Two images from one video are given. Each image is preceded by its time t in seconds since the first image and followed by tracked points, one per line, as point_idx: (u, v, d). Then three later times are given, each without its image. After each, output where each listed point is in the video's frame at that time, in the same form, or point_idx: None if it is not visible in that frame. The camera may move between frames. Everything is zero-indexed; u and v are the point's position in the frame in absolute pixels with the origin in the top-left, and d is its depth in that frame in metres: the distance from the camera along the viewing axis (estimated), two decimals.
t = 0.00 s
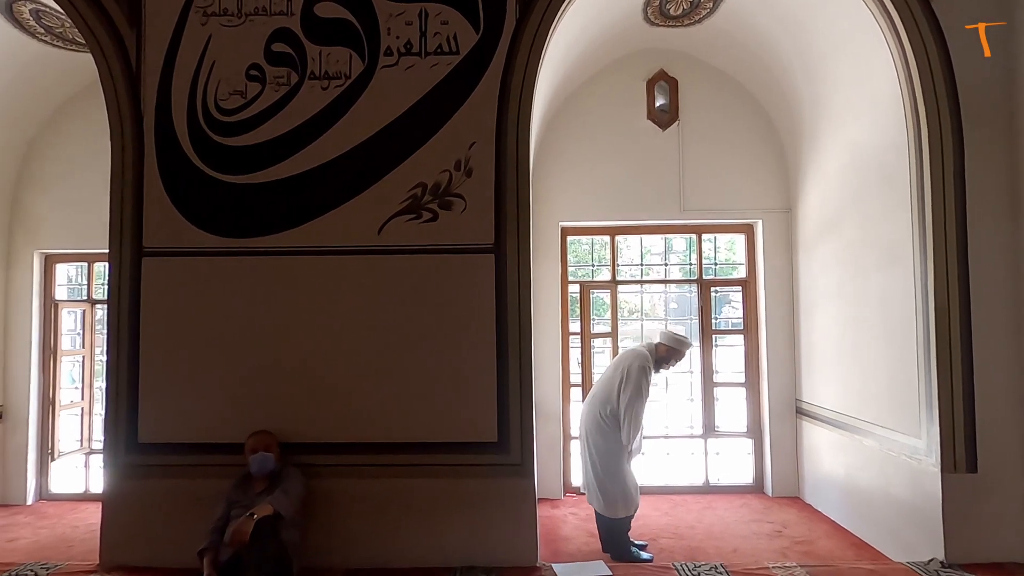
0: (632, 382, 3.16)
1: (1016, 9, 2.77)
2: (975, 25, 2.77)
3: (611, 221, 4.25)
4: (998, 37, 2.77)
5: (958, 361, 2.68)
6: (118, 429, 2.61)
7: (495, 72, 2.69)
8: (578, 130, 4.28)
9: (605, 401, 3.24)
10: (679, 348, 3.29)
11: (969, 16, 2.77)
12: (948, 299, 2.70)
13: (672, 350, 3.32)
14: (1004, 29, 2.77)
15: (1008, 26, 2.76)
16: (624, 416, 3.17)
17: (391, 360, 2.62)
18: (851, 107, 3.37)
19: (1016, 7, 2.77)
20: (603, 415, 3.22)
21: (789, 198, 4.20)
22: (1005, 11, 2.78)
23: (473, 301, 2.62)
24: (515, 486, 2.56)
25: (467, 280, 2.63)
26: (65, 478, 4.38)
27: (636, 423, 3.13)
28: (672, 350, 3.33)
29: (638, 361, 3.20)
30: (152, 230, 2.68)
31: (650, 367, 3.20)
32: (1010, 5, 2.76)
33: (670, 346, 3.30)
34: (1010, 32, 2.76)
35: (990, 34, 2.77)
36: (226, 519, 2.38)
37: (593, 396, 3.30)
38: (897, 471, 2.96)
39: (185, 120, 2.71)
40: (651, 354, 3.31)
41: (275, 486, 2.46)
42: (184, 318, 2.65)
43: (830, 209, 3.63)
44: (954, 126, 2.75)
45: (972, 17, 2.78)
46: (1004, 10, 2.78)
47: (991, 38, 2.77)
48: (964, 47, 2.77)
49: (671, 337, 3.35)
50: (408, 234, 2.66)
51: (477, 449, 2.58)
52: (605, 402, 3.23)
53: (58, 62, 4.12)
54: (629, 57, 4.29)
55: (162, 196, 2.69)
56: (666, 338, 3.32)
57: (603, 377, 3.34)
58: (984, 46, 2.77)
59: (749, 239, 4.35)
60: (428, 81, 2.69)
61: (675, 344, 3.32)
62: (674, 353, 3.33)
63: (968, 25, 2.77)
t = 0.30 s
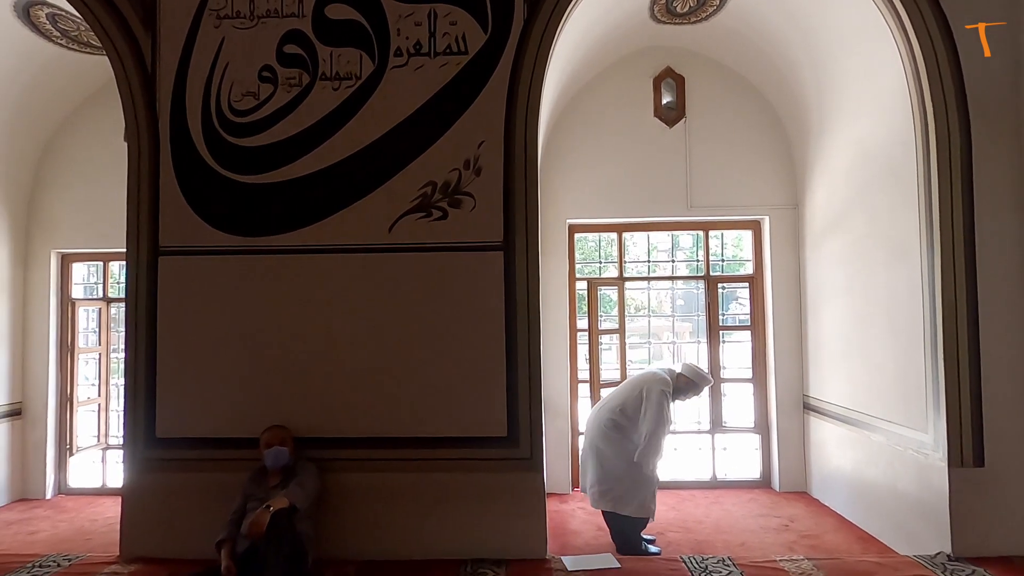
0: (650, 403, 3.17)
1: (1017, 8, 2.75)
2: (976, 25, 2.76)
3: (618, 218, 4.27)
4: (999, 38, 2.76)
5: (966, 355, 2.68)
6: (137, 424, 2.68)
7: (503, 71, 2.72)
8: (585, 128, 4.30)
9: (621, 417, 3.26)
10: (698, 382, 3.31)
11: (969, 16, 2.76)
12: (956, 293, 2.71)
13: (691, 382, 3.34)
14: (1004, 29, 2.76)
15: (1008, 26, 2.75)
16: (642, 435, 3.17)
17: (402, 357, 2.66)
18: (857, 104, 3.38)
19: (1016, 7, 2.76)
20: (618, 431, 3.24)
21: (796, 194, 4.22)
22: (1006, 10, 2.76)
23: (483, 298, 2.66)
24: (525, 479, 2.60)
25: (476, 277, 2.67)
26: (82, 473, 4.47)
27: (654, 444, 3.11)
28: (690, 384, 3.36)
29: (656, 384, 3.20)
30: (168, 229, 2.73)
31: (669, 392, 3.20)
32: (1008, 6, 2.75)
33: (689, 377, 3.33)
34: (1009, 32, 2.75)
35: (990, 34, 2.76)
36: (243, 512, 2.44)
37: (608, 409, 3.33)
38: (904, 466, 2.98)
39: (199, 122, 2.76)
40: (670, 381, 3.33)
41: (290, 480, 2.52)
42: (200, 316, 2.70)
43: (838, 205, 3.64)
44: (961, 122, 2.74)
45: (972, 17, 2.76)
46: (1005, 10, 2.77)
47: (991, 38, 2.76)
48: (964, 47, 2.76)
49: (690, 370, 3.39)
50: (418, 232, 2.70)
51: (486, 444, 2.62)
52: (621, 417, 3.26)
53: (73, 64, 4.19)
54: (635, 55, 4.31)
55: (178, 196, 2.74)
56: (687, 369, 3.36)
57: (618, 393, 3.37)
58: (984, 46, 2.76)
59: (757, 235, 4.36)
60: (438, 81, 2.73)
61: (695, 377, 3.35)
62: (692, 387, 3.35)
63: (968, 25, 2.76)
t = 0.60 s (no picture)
0: (669, 423, 3.26)
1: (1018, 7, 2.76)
2: (975, 25, 2.78)
3: (623, 217, 4.30)
4: (998, 37, 2.77)
5: (969, 353, 2.70)
6: (151, 421, 2.75)
7: (508, 72, 2.75)
8: (590, 128, 4.33)
9: (638, 439, 3.29)
10: (708, 403, 3.36)
11: (968, 16, 2.78)
12: (959, 290, 2.72)
13: (701, 404, 3.40)
14: (1004, 29, 2.77)
15: (1008, 26, 2.76)
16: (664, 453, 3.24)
17: (410, 355, 2.70)
18: (862, 102, 3.39)
19: (1017, 7, 2.78)
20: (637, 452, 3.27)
21: (801, 193, 4.23)
22: (1006, 10, 2.77)
23: (489, 297, 2.70)
24: (530, 475, 2.64)
25: (483, 275, 2.71)
26: (95, 470, 4.53)
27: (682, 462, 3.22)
28: (701, 405, 3.41)
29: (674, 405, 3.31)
30: (180, 230, 2.79)
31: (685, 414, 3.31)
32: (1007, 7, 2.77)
33: (699, 399, 3.38)
34: (1009, 32, 2.76)
35: (990, 34, 2.77)
36: (255, 507, 2.49)
37: (622, 433, 3.33)
38: (908, 462, 3.00)
39: (210, 124, 2.81)
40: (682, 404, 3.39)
41: (300, 475, 2.56)
42: (212, 315, 2.76)
43: (842, 203, 3.65)
44: (964, 120, 2.76)
45: (972, 17, 2.78)
46: (1006, 10, 2.78)
47: (992, 38, 2.77)
48: (965, 46, 2.77)
49: (701, 390, 3.44)
50: (425, 232, 2.74)
51: (493, 440, 2.66)
52: (638, 439, 3.29)
53: (85, 67, 4.25)
54: (640, 54, 4.33)
55: (189, 197, 2.79)
56: (697, 391, 3.40)
57: (627, 415, 3.41)
58: (984, 46, 2.77)
59: (761, 234, 4.38)
60: (444, 83, 2.77)
61: (705, 398, 3.39)
62: (703, 409, 3.40)
63: (969, 25, 2.78)
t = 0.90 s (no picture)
0: (676, 437, 3.32)
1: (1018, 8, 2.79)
2: (975, 25, 2.80)
3: (626, 218, 4.34)
4: (998, 37, 2.79)
5: (969, 352, 2.72)
6: (163, 418, 2.82)
7: (512, 76, 2.80)
8: (593, 129, 4.38)
9: (647, 455, 3.32)
10: (711, 417, 3.44)
11: (969, 16, 2.80)
12: (959, 290, 2.75)
13: (706, 421, 3.48)
14: (1004, 29, 2.80)
15: (1008, 26, 2.79)
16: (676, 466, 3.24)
17: (416, 354, 2.76)
18: (863, 103, 3.43)
19: (1017, 8, 2.80)
20: (648, 468, 3.27)
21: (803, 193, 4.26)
22: (1006, 10, 2.80)
23: (493, 297, 2.75)
24: (534, 472, 2.69)
25: (487, 275, 2.76)
26: (106, 467, 4.61)
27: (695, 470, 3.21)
28: (706, 421, 3.49)
29: (677, 421, 3.43)
30: (192, 232, 2.85)
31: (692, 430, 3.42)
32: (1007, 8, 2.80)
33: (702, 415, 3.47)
34: (1009, 32, 2.79)
35: (989, 34, 2.80)
36: (264, 503, 2.54)
37: (630, 454, 3.38)
38: (910, 461, 3.02)
39: (221, 128, 2.87)
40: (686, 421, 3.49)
41: (309, 471, 2.62)
42: (223, 315, 2.83)
43: (844, 203, 3.68)
44: (964, 121, 2.78)
45: (972, 17, 2.81)
46: (1007, 9, 2.81)
47: (992, 37, 2.79)
48: (965, 47, 2.80)
49: (705, 407, 3.52)
50: (431, 233, 2.79)
51: (498, 438, 2.71)
52: (647, 456, 3.31)
53: (97, 71, 4.32)
54: (643, 56, 4.37)
55: (200, 200, 2.86)
56: (700, 407, 3.50)
57: (633, 439, 3.48)
58: (984, 46, 2.79)
59: (764, 233, 4.42)
60: (450, 86, 2.82)
61: (709, 414, 3.48)
62: (708, 424, 3.49)
63: (969, 25, 2.81)
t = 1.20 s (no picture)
0: (675, 445, 3.35)
1: (1017, 8, 2.83)
2: (975, 25, 2.84)
3: (625, 218, 4.40)
4: (997, 38, 2.84)
5: (963, 350, 2.76)
6: (171, 415, 2.89)
7: (513, 79, 2.86)
8: (593, 131, 4.43)
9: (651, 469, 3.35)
10: (701, 416, 3.49)
11: (969, 17, 2.84)
12: (953, 289, 2.78)
13: (698, 421, 3.52)
14: (1003, 30, 2.84)
15: (1007, 26, 2.83)
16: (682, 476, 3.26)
17: (418, 352, 2.82)
18: (859, 105, 3.47)
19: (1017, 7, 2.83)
20: (655, 484, 3.28)
21: (800, 194, 4.31)
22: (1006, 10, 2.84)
23: (493, 296, 2.81)
24: (534, 468, 2.75)
25: (488, 274, 2.82)
26: (113, 464, 4.68)
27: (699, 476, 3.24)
28: (698, 421, 3.53)
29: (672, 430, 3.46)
30: (199, 233, 2.92)
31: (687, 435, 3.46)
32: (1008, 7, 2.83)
33: (693, 416, 3.52)
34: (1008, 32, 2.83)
35: (990, 34, 2.84)
36: (270, 497, 2.60)
37: (634, 472, 3.39)
38: (904, 458, 3.05)
39: (228, 131, 2.94)
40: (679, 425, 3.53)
41: (314, 467, 2.69)
42: (229, 314, 2.90)
43: (841, 204, 3.72)
44: (959, 123, 2.82)
45: (972, 17, 2.84)
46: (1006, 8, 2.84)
47: (991, 38, 2.84)
48: (961, 49, 2.84)
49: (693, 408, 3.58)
50: (433, 233, 2.85)
51: (498, 434, 2.76)
52: (652, 471, 3.33)
53: (105, 74, 4.39)
54: (642, 59, 4.43)
55: (207, 202, 2.92)
56: (690, 408, 3.54)
57: (634, 455, 3.50)
58: (984, 46, 2.84)
59: (762, 234, 4.47)
60: (451, 90, 2.88)
61: (700, 413, 3.53)
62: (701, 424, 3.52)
63: (969, 25, 2.85)
